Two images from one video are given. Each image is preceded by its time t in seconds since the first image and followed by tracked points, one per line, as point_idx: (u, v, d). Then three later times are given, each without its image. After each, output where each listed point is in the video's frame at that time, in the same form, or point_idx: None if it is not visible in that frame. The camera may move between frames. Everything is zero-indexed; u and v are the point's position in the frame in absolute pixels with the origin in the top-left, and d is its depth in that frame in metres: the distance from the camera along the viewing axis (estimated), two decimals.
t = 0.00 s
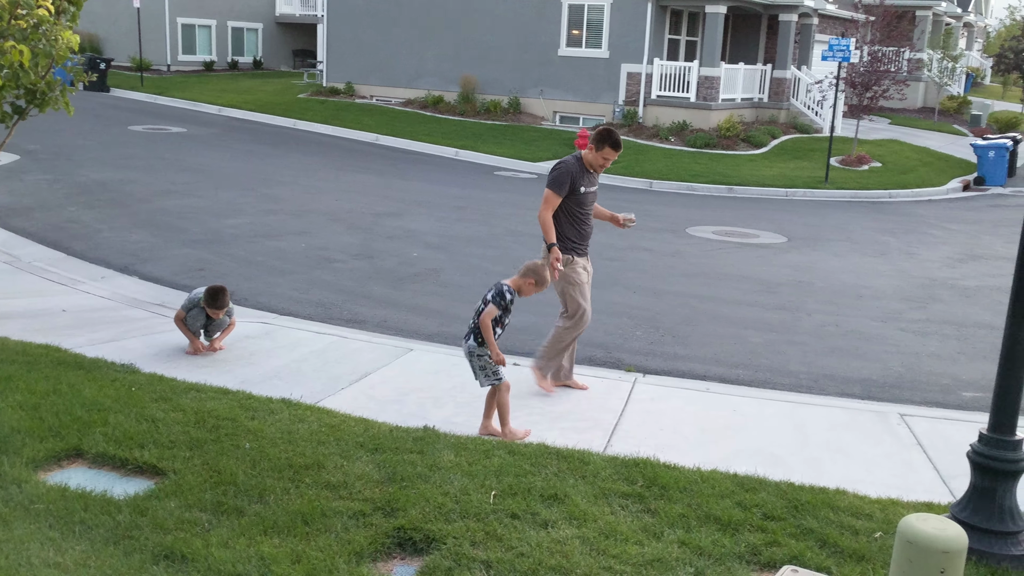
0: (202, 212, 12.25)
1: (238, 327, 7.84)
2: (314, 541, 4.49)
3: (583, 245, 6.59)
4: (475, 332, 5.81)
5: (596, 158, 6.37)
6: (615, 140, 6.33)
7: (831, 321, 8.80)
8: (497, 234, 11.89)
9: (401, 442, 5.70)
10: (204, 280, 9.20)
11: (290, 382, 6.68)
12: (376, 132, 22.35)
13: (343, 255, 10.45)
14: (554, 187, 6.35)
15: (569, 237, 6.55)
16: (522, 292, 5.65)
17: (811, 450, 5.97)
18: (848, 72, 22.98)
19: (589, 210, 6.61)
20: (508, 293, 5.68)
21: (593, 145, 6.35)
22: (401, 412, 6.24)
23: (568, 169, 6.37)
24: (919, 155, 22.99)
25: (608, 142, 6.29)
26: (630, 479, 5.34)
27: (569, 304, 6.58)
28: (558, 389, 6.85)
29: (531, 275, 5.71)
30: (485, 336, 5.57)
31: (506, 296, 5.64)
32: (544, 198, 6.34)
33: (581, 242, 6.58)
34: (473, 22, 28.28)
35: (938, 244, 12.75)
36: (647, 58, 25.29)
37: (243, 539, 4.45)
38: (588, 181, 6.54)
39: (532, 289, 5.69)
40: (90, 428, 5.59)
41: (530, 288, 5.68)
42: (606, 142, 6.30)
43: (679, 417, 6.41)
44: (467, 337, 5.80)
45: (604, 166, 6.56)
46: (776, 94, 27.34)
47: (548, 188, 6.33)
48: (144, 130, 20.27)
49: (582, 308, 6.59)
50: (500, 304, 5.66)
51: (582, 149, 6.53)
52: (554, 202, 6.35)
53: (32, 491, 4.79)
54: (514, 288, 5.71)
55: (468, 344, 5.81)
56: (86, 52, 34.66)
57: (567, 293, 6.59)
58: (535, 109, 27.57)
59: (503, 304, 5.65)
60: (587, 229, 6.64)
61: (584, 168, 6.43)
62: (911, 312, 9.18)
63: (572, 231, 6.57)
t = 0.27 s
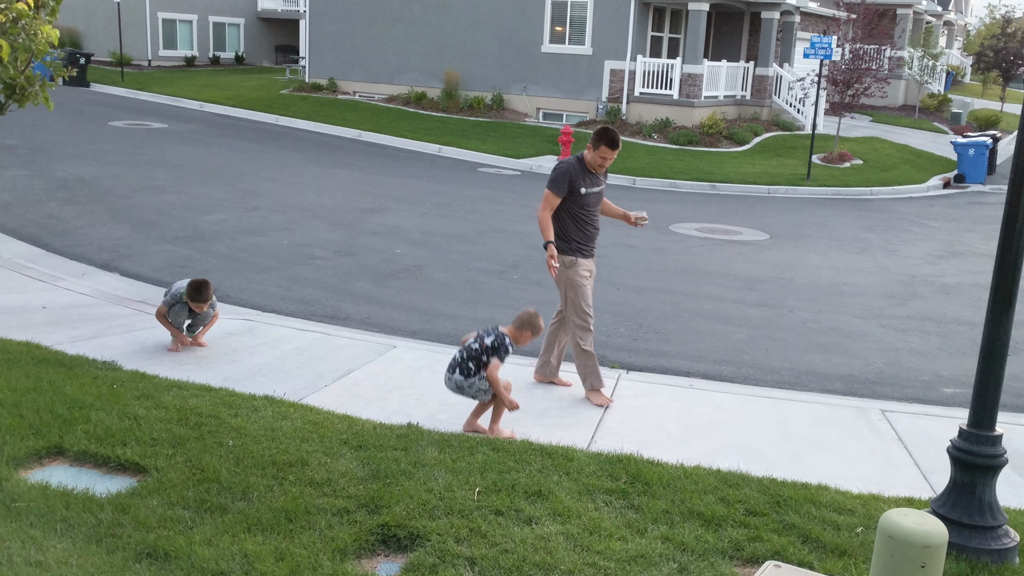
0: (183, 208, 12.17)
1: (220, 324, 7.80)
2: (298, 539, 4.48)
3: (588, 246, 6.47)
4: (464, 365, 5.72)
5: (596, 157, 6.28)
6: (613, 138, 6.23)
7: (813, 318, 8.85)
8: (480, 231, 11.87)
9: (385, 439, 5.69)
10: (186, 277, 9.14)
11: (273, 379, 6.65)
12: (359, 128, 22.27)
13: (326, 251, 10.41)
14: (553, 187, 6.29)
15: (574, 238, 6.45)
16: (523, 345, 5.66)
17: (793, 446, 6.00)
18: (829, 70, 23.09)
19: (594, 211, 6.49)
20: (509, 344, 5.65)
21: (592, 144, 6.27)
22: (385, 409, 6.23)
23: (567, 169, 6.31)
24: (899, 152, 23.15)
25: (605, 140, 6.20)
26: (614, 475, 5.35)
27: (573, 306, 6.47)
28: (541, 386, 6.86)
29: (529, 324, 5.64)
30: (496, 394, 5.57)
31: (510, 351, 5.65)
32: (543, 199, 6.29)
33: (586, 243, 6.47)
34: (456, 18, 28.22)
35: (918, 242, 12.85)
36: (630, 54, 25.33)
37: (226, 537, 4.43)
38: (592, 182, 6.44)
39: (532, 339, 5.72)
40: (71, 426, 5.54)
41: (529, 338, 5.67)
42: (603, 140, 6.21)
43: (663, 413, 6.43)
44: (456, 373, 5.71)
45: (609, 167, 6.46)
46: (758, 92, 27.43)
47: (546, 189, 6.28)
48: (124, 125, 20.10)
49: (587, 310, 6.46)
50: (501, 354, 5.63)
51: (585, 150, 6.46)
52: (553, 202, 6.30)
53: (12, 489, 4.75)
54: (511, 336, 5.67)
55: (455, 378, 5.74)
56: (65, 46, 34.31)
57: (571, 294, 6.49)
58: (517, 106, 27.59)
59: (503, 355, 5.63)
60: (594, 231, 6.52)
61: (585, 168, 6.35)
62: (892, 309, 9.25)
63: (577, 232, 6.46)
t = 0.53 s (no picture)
0: (178, 210, 12.16)
1: (215, 326, 7.79)
2: (293, 540, 4.48)
3: (603, 252, 6.40)
4: (464, 393, 5.67)
5: (607, 164, 6.17)
6: (624, 146, 6.10)
7: (808, 320, 8.87)
8: (475, 234, 11.88)
9: (380, 441, 5.69)
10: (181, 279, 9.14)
11: (267, 381, 6.65)
12: (354, 131, 22.27)
13: (321, 253, 10.41)
14: (565, 197, 6.21)
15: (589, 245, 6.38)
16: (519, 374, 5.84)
17: (787, 448, 6.01)
18: (824, 73, 23.15)
19: (609, 216, 6.40)
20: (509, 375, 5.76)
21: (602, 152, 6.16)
22: (380, 411, 6.23)
23: (578, 177, 6.22)
24: (893, 155, 23.23)
25: (615, 148, 6.07)
26: (609, 476, 5.36)
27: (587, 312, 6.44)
28: (537, 388, 6.87)
29: (527, 353, 5.82)
30: (502, 420, 5.65)
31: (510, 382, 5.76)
32: (555, 210, 6.22)
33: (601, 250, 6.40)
34: (451, 21, 28.23)
35: (912, 243, 12.90)
36: (625, 57, 25.37)
37: (221, 539, 4.42)
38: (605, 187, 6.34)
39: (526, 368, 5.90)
40: (66, 428, 5.53)
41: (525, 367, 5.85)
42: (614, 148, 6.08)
43: (657, 415, 6.44)
44: (458, 400, 5.66)
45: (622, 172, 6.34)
46: (753, 94, 27.49)
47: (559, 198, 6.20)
48: (118, 127, 20.08)
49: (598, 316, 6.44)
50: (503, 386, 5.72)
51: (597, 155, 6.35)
52: (565, 212, 6.22)
53: (6, 492, 4.74)
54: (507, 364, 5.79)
55: (455, 405, 5.69)
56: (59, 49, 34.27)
57: (585, 301, 6.45)
58: (512, 109, 27.63)
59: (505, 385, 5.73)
60: (608, 236, 6.45)
61: (596, 176, 6.25)
62: (886, 310, 9.28)
63: (592, 239, 6.40)
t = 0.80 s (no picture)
0: (175, 210, 12.15)
1: (212, 327, 7.79)
2: (289, 541, 4.47)
3: (611, 256, 6.36)
4: (462, 397, 5.67)
5: (618, 169, 6.10)
6: (635, 152, 6.01)
7: (804, 321, 8.89)
8: (473, 234, 11.88)
9: (376, 442, 5.69)
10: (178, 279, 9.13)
11: (264, 382, 6.65)
12: (351, 131, 22.25)
13: (318, 254, 10.41)
14: (574, 201, 6.17)
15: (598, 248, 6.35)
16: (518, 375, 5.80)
17: (784, 449, 6.02)
18: (821, 74, 23.17)
19: (619, 220, 6.34)
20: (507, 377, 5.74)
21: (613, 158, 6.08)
22: (377, 412, 6.23)
23: (589, 181, 6.17)
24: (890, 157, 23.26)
25: (625, 154, 5.99)
26: (605, 478, 5.36)
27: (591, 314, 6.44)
28: (534, 388, 6.87)
29: (524, 353, 5.79)
30: (501, 421, 5.64)
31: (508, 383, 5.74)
32: (565, 212, 6.20)
33: (610, 253, 6.37)
34: (449, 21, 28.23)
35: (909, 246, 12.90)
36: (623, 58, 25.38)
37: (218, 540, 4.42)
38: (617, 192, 6.27)
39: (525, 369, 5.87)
40: (62, 428, 5.52)
41: (524, 367, 5.81)
42: (625, 155, 6.00)
43: (653, 416, 6.45)
44: (457, 406, 5.65)
45: (635, 175, 6.26)
46: (750, 96, 27.51)
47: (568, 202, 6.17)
48: (116, 127, 20.06)
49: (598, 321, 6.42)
50: (500, 388, 5.70)
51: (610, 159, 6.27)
52: (575, 216, 6.18)
53: (3, 492, 4.73)
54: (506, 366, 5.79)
55: (456, 410, 5.69)
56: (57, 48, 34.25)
57: (591, 303, 6.43)
58: (509, 109, 27.61)
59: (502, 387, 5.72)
60: (619, 238, 6.41)
61: (607, 180, 6.18)
62: (883, 312, 9.29)
63: (602, 242, 6.36)
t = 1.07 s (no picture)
0: (157, 222, 12.07)
1: (196, 339, 7.74)
2: (275, 555, 4.44)
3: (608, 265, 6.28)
4: (451, 401, 5.69)
5: (616, 177, 6.04)
6: (631, 159, 5.96)
7: (789, 328, 8.91)
8: (458, 244, 11.86)
9: (362, 454, 5.66)
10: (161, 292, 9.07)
11: (248, 394, 6.60)
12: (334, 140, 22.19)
13: (302, 265, 10.37)
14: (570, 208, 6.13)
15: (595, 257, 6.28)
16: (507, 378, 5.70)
17: (770, 455, 6.03)
18: (802, 80, 23.31)
19: (617, 229, 6.26)
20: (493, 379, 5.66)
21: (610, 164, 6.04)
22: (362, 424, 6.20)
23: (585, 188, 6.12)
24: (871, 161, 23.41)
25: (621, 160, 5.94)
26: (592, 487, 5.36)
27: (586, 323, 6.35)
28: (520, 398, 6.86)
29: (512, 355, 5.67)
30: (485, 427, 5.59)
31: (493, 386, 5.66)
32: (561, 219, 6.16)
33: (608, 261, 6.30)
34: (431, 29, 28.24)
35: (891, 250, 12.98)
36: (605, 66, 25.46)
37: (202, 555, 4.38)
38: (615, 200, 6.20)
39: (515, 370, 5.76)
40: (44, 445, 5.47)
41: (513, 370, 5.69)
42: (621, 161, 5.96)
43: (639, 424, 6.45)
44: (445, 410, 5.69)
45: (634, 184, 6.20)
46: (732, 102, 27.64)
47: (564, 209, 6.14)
48: (96, 138, 19.93)
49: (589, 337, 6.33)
50: (486, 390, 5.65)
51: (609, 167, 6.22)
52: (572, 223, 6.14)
53: None
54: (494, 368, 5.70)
55: (445, 414, 5.72)
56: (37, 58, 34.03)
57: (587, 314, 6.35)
58: (493, 117, 27.59)
59: (488, 390, 5.65)
60: (617, 247, 6.33)
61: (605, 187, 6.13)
62: (867, 317, 9.34)
63: (599, 251, 6.29)
